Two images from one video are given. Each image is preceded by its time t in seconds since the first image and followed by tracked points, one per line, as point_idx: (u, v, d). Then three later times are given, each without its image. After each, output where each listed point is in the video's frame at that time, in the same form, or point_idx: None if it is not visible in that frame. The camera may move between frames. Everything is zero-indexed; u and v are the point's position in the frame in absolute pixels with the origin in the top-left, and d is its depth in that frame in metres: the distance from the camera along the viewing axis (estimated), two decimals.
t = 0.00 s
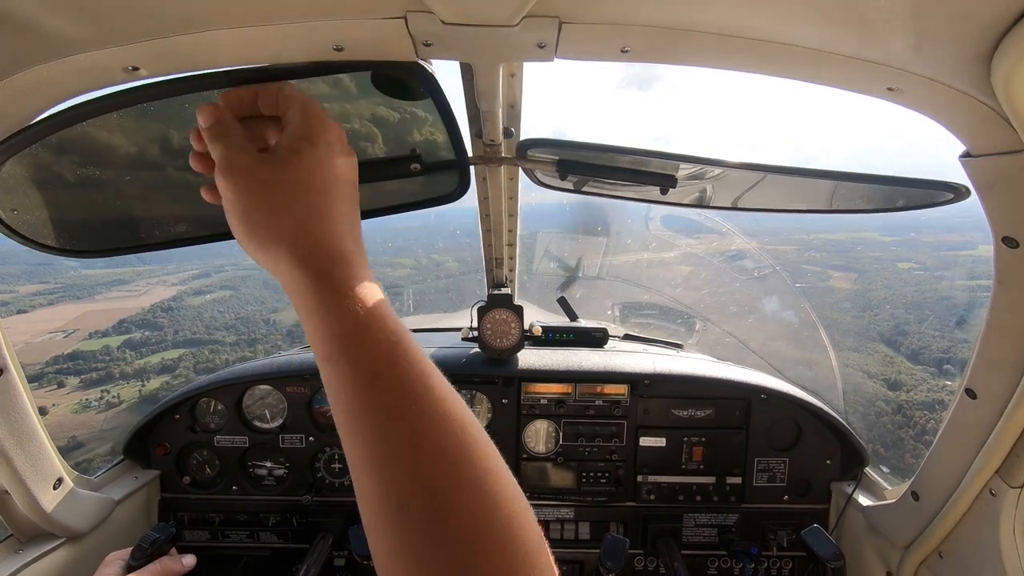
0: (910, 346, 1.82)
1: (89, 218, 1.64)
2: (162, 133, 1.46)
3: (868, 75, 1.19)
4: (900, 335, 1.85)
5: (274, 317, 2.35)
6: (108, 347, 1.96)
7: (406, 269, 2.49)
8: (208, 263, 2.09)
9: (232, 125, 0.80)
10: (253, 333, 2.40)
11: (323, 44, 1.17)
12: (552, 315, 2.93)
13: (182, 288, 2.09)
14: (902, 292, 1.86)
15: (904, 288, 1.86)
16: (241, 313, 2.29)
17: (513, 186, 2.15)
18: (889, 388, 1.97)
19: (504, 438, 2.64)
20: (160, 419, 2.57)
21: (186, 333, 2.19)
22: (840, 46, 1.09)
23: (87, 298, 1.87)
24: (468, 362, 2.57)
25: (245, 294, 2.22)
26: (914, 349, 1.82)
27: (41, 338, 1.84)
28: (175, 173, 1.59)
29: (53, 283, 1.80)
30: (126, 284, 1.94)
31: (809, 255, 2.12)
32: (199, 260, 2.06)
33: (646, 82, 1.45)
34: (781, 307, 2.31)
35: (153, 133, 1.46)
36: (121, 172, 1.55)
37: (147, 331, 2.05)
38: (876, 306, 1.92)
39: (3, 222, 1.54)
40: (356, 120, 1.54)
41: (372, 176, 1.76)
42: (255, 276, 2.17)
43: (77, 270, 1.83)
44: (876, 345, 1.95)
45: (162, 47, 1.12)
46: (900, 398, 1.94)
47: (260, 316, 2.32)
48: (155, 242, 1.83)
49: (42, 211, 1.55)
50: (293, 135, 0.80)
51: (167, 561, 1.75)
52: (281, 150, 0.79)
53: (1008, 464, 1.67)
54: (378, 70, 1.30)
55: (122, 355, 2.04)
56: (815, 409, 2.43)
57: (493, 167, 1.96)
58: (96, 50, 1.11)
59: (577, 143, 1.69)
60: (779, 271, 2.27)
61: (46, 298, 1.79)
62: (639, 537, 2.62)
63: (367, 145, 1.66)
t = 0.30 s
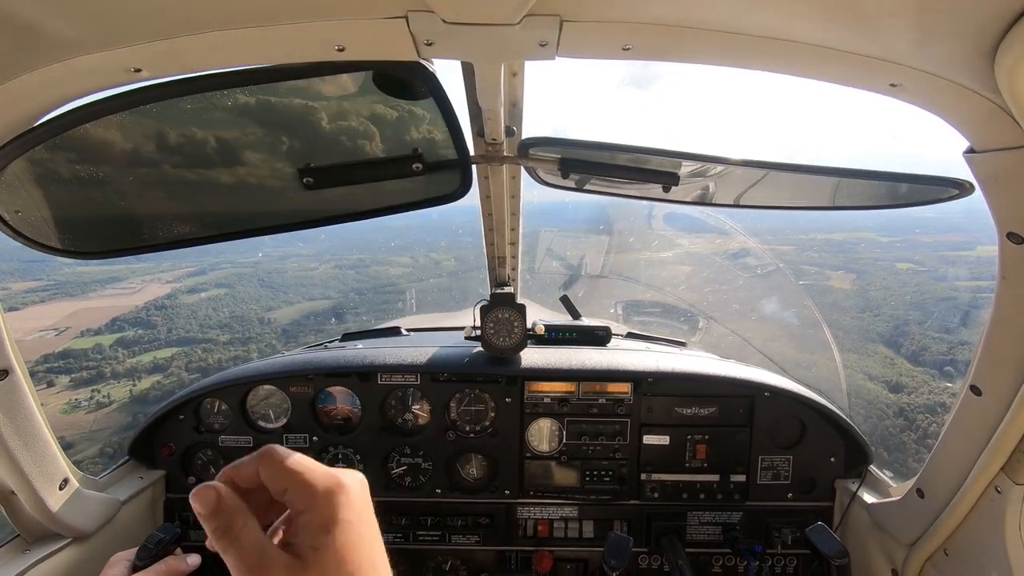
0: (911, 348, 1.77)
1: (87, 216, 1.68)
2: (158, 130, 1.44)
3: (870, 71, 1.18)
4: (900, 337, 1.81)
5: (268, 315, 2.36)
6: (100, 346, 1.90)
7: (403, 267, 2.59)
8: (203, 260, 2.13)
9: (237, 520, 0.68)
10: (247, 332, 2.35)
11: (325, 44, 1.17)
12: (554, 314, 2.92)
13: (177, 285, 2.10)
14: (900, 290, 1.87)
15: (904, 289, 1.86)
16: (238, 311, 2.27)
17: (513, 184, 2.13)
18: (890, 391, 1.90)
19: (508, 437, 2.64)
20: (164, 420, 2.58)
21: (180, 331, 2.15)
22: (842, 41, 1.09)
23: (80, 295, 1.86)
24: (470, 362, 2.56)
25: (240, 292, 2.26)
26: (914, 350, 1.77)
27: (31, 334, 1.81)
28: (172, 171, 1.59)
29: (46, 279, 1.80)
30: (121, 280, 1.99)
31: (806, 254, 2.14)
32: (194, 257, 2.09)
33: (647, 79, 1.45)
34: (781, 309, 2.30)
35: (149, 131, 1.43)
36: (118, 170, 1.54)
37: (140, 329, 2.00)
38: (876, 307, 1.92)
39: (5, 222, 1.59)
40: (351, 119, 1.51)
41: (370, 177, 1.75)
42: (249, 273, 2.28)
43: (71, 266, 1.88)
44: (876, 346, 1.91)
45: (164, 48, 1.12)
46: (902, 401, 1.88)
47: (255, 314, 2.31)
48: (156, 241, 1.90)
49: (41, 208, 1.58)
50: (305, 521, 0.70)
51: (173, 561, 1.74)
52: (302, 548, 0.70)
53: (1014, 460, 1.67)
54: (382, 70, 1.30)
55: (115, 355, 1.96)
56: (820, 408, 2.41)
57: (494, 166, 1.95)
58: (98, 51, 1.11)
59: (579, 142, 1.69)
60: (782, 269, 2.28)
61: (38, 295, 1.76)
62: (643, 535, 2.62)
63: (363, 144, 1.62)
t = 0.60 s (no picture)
0: (911, 350, 1.76)
1: (83, 212, 1.68)
2: (156, 127, 1.44)
3: (874, 70, 1.18)
4: (900, 340, 1.80)
5: (262, 314, 2.39)
6: (92, 343, 1.88)
7: (401, 264, 2.58)
8: (198, 258, 2.14)
9: None
10: (240, 332, 2.34)
11: (327, 43, 1.17)
12: (557, 313, 2.92)
13: (170, 283, 2.12)
14: (897, 292, 1.86)
15: (901, 291, 1.86)
16: (231, 310, 2.28)
17: (516, 183, 2.14)
18: (891, 393, 1.92)
19: (510, 436, 2.65)
20: (167, 418, 2.59)
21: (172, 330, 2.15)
22: (845, 40, 1.08)
23: (70, 293, 1.84)
24: (471, 361, 2.54)
25: (234, 290, 2.27)
26: (914, 353, 1.76)
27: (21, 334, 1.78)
28: (168, 167, 1.59)
29: (40, 276, 1.76)
30: (113, 278, 2.00)
31: (804, 255, 2.14)
32: (188, 255, 2.09)
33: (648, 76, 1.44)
34: (782, 309, 2.30)
35: (145, 127, 1.43)
36: (114, 166, 1.53)
37: (132, 327, 2.01)
38: (875, 313, 1.90)
39: (8, 219, 1.60)
40: (348, 116, 1.50)
41: (371, 176, 1.75)
42: (243, 272, 2.29)
43: (64, 264, 1.87)
44: (877, 348, 1.90)
45: (167, 47, 1.13)
46: (904, 403, 1.87)
47: (249, 312, 2.34)
48: (160, 239, 1.91)
49: (42, 203, 1.58)
50: None
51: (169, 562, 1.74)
52: None
53: (1018, 460, 1.66)
54: (384, 68, 1.31)
55: (107, 352, 1.93)
56: (823, 408, 2.40)
57: (497, 164, 1.94)
58: (102, 50, 1.12)
59: (581, 141, 1.69)
60: (785, 268, 2.27)
61: (30, 292, 1.73)
62: (645, 534, 2.62)
63: (360, 141, 1.60)
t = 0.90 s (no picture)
0: (909, 351, 1.75)
1: (77, 207, 1.66)
2: (155, 127, 1.44)
3: (874, 68, 1.18)
4: (899, 342, 1.79)
5: (255, 312, 2.35)
6: (81, 341, 1.86)
7: (397, 262, 2.52)
8: (190, 256, 2.13)
9: None
10: (234, 334, 2.33)
11: (327, 44, 1.17)
12: (558, 312, 2.92)
13: (162, 280, 2.10)
14: (895, 294, 1.83)
15: (900, 292, 1.81)
16: (225, 309, 2.28)
17: (516, 183, 2.14)
18: (890, 398, 1.89)
19: (511, 436, 2.65)
20: (169, 418, 2.59)
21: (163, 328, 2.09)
22: (845, 38, 1.08)
23: (61, 290, 1.84)
24: (473, 362, 2.55)
25: (227, 288, 2.27)
26: (913, 355, 1.74)
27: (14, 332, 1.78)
28: (163, 164, 1.58)
29: (32, 272, 1.75)
30: (106, 275, 2.00)
31: (802, 256, 2.14)
32: (181, 253, 2.09)
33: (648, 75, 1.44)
34: (782, 310, 2.30)
35: (140, 124, 1.42)
36: (108, 162, 1.52)
37: (123, 325, 1.99)
38: (874, 313, 1.90)
39: (9, 221, 1.61)
40: (346, 114, 1.50)
41: (372, 176, 1.75)
42: (236, 269, 2.28)
43: (55, 260, 1.86)
44: (879, 352, 1.90)
45: (168, 48, 1.13)
46: (904, 408, 1.85)
47: (241, 311, 2.32)
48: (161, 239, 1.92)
49: (39, 201, 1.58)
50: None
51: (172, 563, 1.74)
52: None
53: (1021, 458, 1.65)
54: (384, 68, 1.31)
55: (97, 351, 1.91)
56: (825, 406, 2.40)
57: (497, 164, 1.94)
58: (103, 52, 1.12)
59: (581, 141, 1.69)
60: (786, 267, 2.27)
61: (22, 289, 1.73)
62: (647, 534, 2.62)
63: (357, 139, 1.60)
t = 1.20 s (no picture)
0: (907, 355, 1.79)
1: (71, 202, 1.63)
2: (152, 124, 1.44)
3: (872, 69, 1.18)
4: (896, 345, 1.82)
5: (248, 310, 2.38)
6: (69, 338, 1.89)
7: (390, 262, 2.55)
8: (184, 254, 2.07)
9: None
10: (223, 330, 2.35)
11: (326, 44, 1.17)
12: (557, 313, 2.92)
13: (156, 277, 2.11)
14: (891, 297, 1.89)
15: (896, 295, 1.87)
16: (217, 305, 2.29)
17: (515, 183, 2.14)
18: (890, 402, 1.93)
19: (510, 437, 2.65)
20: (168, 419, 2.59)
21: (154, 325, 2.12)
22: (843, 39, 1.08)
23: (52, 285, 1.83)
24: (471, 362, 2.54)
25: (221, 285, 2.27)
26: (911, 359, 1.78)
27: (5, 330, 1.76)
28: (159, 159, 1.57)
29: (23, 267, 1.74)
30: (99, 271, 1.97)
31: (800, 258, 2.15)
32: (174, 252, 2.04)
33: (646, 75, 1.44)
34: (780, 314, 2.31)
35: (136, 120, 1.41)
36: (103, 158, 1.51)
37: (115, 322, 1.99)
38: (873, 316, 1.93)
39: (8, 222, 1.61)
40: (344, 112, 1.50)
41: (372, 176, 1.76)
42: (231, 266, 2.28)
43: (48, 255, 1.79)
44: (876, 357, 1.92)
45: (166, 48, 1.13)
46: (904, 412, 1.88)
47: (234, 308, 2.33)
48: (159, 239, 1.92)
49: (34, 199, 1.56)
50: None
51: (175, 561, 1.74)
52: None
53: (1019, 458, 1.66)
54: (382, 69, 1.32)
55: (86, 349, 1.93)
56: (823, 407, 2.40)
57: (497, 165, 1.94)
58: (100, 52, 1.12)
59: (580, 141, 1.69)
60: (785, 268, 2.28)
61: (12, 283, 1.71)
62: (646, 535, 2.62)
63: (354, 136, 1.60)
